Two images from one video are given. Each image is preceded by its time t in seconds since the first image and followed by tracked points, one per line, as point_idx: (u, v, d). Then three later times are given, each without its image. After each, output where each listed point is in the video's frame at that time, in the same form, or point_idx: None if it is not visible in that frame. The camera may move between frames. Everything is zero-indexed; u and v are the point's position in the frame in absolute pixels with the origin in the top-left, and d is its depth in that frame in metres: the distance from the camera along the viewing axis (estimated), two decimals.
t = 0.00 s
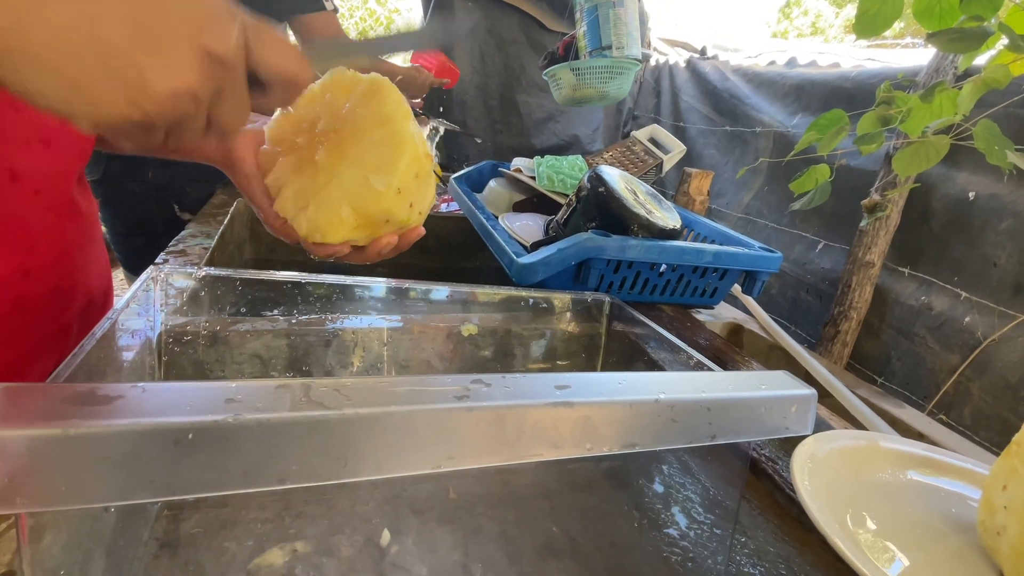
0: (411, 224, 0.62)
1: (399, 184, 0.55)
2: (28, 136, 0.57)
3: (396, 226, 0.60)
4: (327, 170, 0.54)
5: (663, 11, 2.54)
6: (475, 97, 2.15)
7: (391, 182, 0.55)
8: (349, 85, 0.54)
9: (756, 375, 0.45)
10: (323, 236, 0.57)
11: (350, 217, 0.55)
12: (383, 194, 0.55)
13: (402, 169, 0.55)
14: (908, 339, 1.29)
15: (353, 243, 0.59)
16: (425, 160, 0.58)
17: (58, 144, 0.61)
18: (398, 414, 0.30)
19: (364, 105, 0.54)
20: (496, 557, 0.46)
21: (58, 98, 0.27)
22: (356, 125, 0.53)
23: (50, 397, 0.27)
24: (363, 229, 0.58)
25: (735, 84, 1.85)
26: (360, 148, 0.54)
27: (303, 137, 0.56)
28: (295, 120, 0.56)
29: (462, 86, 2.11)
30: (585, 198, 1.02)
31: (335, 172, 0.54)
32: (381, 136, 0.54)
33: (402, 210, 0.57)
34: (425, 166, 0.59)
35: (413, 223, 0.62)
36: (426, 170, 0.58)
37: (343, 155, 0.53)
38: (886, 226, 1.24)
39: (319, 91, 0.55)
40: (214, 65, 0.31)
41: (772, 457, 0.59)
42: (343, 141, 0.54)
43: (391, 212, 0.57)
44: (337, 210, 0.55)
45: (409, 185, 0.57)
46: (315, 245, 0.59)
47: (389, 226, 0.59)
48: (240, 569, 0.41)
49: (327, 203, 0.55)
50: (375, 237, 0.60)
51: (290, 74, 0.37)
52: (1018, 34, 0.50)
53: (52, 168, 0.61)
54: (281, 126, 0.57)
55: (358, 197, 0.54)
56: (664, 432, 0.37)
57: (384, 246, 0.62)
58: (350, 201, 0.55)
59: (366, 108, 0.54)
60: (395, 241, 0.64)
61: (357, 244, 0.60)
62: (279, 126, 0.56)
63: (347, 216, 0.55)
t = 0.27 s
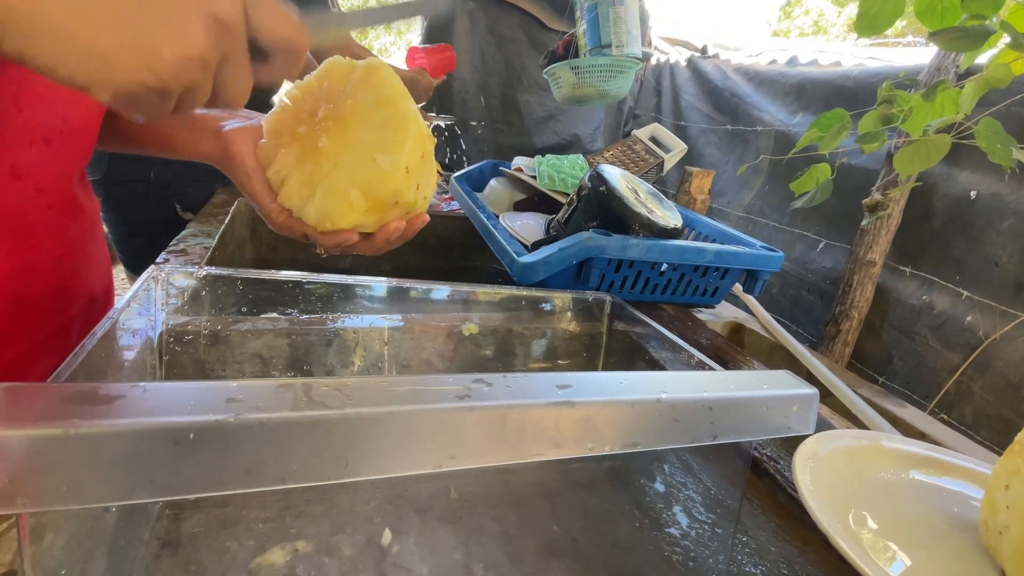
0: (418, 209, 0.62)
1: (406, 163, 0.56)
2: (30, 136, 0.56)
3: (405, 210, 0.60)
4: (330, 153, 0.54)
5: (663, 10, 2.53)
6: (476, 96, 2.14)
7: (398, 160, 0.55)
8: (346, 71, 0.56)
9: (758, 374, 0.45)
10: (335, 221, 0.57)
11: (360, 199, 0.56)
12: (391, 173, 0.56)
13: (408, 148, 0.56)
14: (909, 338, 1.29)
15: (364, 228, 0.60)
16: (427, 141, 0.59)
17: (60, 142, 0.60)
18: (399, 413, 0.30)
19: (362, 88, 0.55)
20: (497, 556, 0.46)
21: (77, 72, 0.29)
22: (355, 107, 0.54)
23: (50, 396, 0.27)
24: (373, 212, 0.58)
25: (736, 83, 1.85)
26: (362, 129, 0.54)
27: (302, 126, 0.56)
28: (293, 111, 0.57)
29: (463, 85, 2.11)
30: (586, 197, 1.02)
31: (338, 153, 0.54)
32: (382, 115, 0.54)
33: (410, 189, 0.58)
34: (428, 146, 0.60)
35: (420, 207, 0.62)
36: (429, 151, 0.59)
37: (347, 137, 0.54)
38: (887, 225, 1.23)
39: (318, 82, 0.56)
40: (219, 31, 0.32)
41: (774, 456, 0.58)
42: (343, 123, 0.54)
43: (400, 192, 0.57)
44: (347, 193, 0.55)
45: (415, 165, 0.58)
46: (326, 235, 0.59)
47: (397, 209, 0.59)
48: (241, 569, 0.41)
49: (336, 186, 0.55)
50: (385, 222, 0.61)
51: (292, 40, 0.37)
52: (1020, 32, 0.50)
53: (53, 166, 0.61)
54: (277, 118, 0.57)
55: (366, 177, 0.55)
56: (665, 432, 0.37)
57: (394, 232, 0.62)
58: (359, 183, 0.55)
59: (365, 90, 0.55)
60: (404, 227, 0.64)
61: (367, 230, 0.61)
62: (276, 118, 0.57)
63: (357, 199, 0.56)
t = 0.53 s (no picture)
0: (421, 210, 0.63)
1: (410, 168, 0.56)
2: (31, 135, 0.56)
3: (408, 213, 0.60)
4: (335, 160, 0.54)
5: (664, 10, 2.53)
6: (476, 95, 2.14)
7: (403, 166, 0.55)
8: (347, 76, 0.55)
9: (759, 374, 0.44)
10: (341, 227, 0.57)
11: (366, 204, 0.56)
12: (396, 179, 0.56)
13: (413, 153, 0.56)
14: (910, 337, 1.29)
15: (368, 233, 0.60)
16: (429, 143, 0.59)
17: (60, 143, 0.60)
18: (399, 412, 0.30)
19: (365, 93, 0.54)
20: (498, 556, 0.46)
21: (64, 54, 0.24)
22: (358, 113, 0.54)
23: (51, 396, 0.27)
24: (379, 216, 0.58)
25: (736, 82, 1.85)
26: (365, 135, 0.54)
27: (305, 130, 0.56)
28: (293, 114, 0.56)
29: (463, 85, 2.11)
30: (587, 196, 1.02)
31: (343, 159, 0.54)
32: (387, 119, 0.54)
33: (414, 194, 0.58)
34: (430, 149, 0.60)
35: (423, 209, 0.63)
36: (431, 153, 0.60)
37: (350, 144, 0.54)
38: (888, 224, 1.23)
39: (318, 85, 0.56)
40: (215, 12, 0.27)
41: (774, 455, 0.58)
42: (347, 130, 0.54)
43: (405, 196, 0.58)
44: (353, 199, 0.55)
45: (419, 169, 0.58)
46: (333, 239, 0.59)
47: (402, 213, 0.59)
48: (241, 569, 0.41)
49: (343, 192, 0.55)
50: (390, 225, 0.61)
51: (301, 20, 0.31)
52: (1021, 31, 0.50)
53: (55, 166, 0.61)
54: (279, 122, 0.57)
55: (371, 184, 0.55)
56: (665, 432, 0.37)
57: (397, 233, 0.62)
58: (365, 189, 0.55)
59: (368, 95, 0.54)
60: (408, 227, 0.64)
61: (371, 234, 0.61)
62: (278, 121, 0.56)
63: (362, 205, 0.56)
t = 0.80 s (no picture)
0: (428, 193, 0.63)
1: (415, 149, 0.56)
2: (29, 135, 0.57)
3: (416, 196, 0.60)
4: (339, 146, 0.54)
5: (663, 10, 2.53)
6: (476, 95, 2.14)
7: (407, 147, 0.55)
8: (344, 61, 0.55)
9: (758, 374, 0.45)
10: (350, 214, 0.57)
11: (374, 189, 0.56)
12: (403, 161, 0.56)
13: (416, 134, 0.56)
14: (910, 337, 1.29)
15: (377, 220, 0.60)
16: (432, 123, 0.59)
17: (60, 143, 0.60)
18: (399, 412, 0.30)
19: (364, 78, 0.54)
20: (498, 556, 0.46)
21: (89, 42, 0.27)
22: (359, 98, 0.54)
23: (50, 397, 0.27)
24: (387, 201, 0.58)
25: (736, 82, 1.85)
26: (369, 118, 0.54)
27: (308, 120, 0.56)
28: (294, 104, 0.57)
29: (463, 85, 2.11)
30: (587, 196, 1.02)
31: (348, 145, 0.54)
32: (389, 102, 0.54)
33: (421, 176, 0.58)
34: (434, 130, 0.60)
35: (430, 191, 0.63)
36: (435, 133, 0.59)
37: (354, 129, 0.54)
38: (888, 224, 1.23)
39: (318, 72, 0.56)
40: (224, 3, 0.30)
41: (774, 455, 0.58)
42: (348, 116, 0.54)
43: (412, 178, 0.57)
44: (361, 185, 0.55)
45: (424, 150, 0.58)
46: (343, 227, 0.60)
47: (410, 196, 0.59)
48: (241, 568, 0.42)
49: (349, 178, 0.55)
50: (399, 211, 0.61)
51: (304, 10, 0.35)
52: (1020, 31, 0.50)
53: (55, 167, 0.61)
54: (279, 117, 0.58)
55: (378, 167, 0.55)
56: (665, 431, 0.37)
57: (408, 219, 0.63)
58: (372, 173, 0.55)
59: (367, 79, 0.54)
60: (417, 212, 0.64)
61: (381, 221, 0.61)
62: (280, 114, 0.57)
63: (370, 189, 0.56)
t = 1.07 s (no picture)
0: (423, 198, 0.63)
1: (409, 152, 0.57)
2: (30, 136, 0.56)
3: (411, 199, 0.61)
4: (333, 150, 0.55)
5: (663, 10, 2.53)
6: (476, 96, 2.14)
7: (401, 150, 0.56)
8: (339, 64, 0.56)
9: (757, 373, 0.45)
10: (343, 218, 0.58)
11: (367, 192, 0.57)
12: (396, 165, 0.56)
13: (411, 140, 0.57)
14: (910, 337, 1.29)
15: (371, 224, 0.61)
16: (428, 127, 0.60)
17: (60, 143, 0.60)
18: (399, 411, 0.30)
19: (360, 82, 0.55)
20: (498, 556, 0.46)
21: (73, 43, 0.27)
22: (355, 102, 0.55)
23: (52, 397, 0.27)
24: (380, 204, 0.59)
25: (736, 82, 1.85)
26: (364, 123, 0.55)
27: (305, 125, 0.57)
28: (296, 105, 0.59)
29: (463, 85, 2.11)
30: (586, 196, 1.02)
31: (341, 149, 0.55)
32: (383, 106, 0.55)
33: (414, 180, 0.59)
34: (429, 134, 0.60)
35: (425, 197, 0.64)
36: (431, 138, 0.60)
37: (348, 132, 0.55)
38: (888, 224, 1.23)
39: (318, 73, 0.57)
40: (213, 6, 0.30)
41: (773, 455, 0.58)
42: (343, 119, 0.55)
43: (406, 182, 0.58)
44: (353, 189, 0.56)
45: (418, 154, 0.58)
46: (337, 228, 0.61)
47: (403, 200, 0.60)
48: (243, 567, 0.42)
49: (342, 182, 0.56)
50: (392, 215, 0.62)
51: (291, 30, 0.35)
52: (1019, 31, 0.50)
53: (56, 167, 0.61)
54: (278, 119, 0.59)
55: (371, 171, 0.56)
56: (664, 431, 0.38)
57: (403, 222, 0.64)
58: (365, 176, 0.56)
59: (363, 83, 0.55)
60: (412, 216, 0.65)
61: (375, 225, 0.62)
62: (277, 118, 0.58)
63: (363, 193, 0.57)
